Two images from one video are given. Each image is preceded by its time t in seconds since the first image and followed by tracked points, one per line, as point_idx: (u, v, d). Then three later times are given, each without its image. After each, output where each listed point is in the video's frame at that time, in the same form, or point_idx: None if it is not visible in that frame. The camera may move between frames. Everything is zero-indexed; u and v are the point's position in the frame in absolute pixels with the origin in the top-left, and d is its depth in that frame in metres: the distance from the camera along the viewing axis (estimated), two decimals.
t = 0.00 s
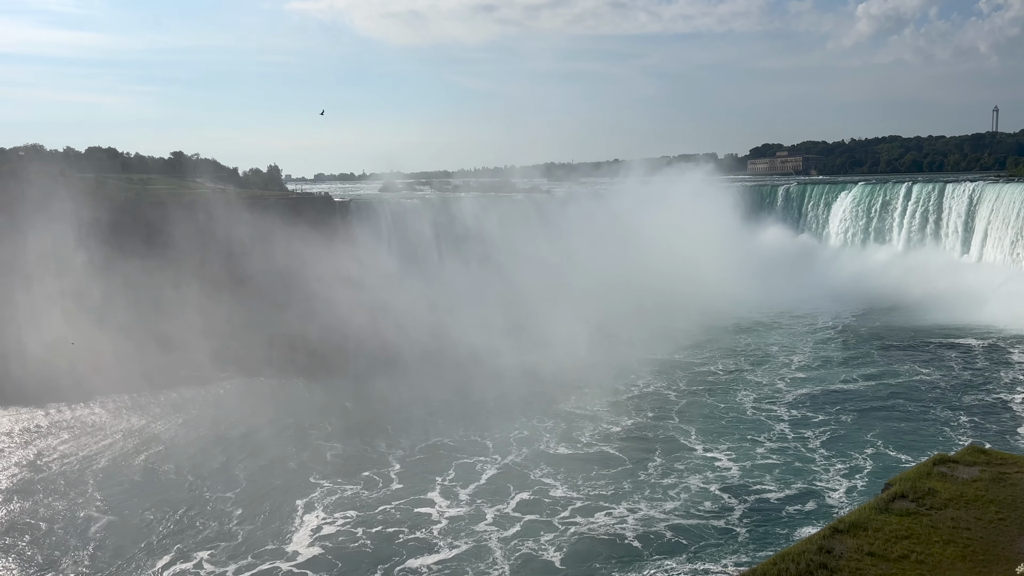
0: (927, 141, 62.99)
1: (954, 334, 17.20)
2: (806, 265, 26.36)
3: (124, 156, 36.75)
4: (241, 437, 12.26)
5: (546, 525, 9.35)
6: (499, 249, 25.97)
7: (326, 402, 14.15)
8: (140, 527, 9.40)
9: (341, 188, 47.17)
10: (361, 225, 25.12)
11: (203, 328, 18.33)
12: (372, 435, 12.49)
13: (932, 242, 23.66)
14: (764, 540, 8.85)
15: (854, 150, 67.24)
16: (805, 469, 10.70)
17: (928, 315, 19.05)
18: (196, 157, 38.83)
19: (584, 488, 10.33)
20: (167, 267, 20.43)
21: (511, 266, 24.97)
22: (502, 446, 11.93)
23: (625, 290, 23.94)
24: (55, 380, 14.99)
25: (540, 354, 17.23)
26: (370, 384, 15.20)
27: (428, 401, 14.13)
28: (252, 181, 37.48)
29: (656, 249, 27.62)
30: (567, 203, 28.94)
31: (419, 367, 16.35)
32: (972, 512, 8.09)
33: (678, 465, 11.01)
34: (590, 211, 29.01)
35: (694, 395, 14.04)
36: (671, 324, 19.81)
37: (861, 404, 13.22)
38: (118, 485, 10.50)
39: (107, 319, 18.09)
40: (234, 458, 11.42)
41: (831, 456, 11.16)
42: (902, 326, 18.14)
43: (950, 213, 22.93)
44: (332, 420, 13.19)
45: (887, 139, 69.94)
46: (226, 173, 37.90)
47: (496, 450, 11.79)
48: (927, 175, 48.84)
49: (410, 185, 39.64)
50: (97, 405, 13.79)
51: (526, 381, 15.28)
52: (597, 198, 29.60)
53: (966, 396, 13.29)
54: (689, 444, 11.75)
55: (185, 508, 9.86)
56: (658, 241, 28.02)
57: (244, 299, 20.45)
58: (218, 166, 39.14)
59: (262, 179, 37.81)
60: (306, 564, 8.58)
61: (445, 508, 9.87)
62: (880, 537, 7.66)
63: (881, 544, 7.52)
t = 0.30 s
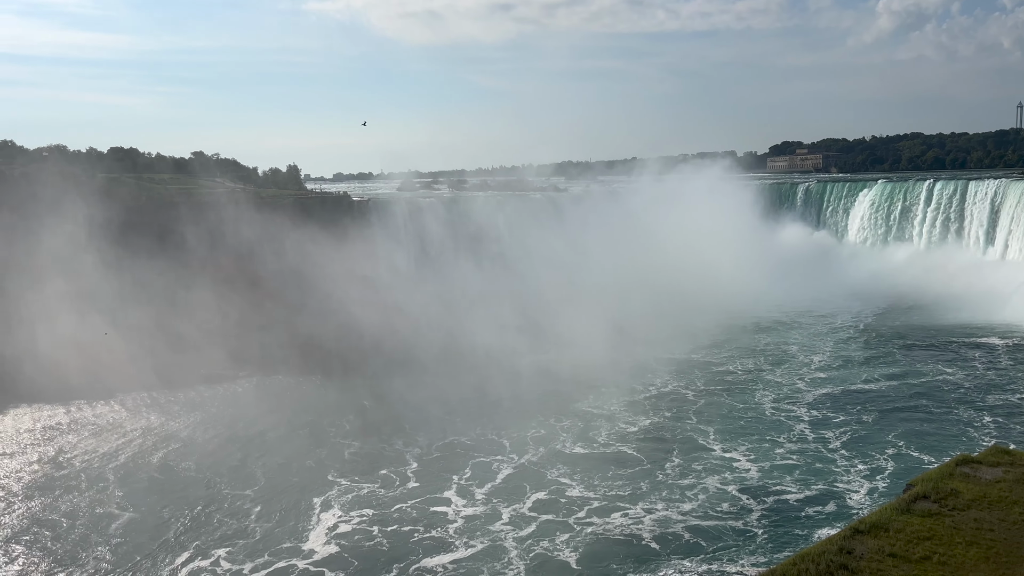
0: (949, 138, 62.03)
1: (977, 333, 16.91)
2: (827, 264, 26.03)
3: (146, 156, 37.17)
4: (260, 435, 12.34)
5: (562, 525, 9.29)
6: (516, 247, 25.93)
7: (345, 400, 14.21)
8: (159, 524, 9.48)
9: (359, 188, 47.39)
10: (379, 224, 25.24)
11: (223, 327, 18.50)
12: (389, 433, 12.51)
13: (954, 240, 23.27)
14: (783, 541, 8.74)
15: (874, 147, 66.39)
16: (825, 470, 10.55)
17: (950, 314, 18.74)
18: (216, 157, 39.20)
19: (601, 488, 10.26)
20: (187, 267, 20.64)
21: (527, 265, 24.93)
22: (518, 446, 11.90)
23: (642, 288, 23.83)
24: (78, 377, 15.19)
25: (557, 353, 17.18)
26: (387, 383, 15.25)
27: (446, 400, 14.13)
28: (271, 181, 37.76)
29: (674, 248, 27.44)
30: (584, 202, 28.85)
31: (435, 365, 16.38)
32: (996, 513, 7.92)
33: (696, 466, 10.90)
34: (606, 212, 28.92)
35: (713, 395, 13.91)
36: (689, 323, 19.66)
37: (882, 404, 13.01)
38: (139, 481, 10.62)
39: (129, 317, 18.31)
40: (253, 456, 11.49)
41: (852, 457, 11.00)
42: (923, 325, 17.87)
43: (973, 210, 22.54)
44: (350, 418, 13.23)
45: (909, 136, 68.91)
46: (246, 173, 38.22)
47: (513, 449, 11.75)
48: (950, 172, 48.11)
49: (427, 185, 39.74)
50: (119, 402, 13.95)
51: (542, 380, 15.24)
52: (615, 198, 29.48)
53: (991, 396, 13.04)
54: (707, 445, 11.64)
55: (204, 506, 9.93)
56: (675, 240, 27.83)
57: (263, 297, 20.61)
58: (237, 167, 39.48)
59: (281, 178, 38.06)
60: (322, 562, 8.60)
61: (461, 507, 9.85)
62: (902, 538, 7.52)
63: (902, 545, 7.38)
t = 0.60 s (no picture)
0: (970, 136, 61.11)
1: (999, 332, 16.61)
2: (845, 263, 25.71)
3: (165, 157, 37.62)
4: (277, 435, 12.40)
5: (577, 526, 9.23)
6: (531, 247, 25.87)
7: (361, 400, 14.24)
8: (176, 523, 9.53)
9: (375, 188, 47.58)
10: (395, 224, 25.32)
11: (240, 328, 18.63)
12: (405, 433, 12.52)
13: (975, 238, 22.91)
14: (800, 543, 8.62)
15: (893, 145, 65.56)
16: (844, 472, 10.39)
17: (970, 313, 18.45)
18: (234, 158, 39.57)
19: (615, 489, 10.18)
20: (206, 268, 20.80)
21: (542, 265, 24.87)
22: (534, 446, 11.86)
23: (657, 288, 23.70)
24: (97, 377, 15.35)
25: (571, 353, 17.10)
26: (402, 382, 15.28)
27: (461, 400, 14.11)
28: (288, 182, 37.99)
29: (689, 248, 27.23)
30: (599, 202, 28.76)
31: (449, 365, 16.38)
32: (1018, 515, 7.75)
33: (712, 467, 10.79)
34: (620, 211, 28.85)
35: (729, 396, 13.77)
36: (705, 323, 19.49)
37: (902, 405, 12.81)
38: (156, 480, 10.70)
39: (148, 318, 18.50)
40: (270, 456, 11.54)
41: (871, 458, 10.84)
42: (943, 325, 17.59)
43: (994, 208, 22.18)
44: (366, 418, 13.26)
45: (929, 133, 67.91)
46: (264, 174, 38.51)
47: (527, 449, 11.71)
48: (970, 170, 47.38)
49: (442, 184, 39.81)
50: (137, 402, 14.08)
51: (557, 381, 15.17)
52: (629, 197, 29.35)
53: (1013, 396, 12.80)
54: (723, 446, 11.52)
55: (221, 505, 9.98)
56: (691, 239, 27.65)
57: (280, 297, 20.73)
58: (255, 168, 39.78)
59: (298, 178, 38.33)
60: (336, 562, 8.60)
61: (476, 508, 9.82)
62: (921, 539, 7.38)
63: (922, 546, 7.24)
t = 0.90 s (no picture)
0: (987, 134, 60.38)
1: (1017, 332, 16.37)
2: (859, 262, 25.48)
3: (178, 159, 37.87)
4: (290, 435, 12.44)
5: (588, 528, 9.17)
6: (542, 248, 25.84)
7: (373, 401, 14.26)
8: (189, 524, 9.58)
9: (387, 189, 47.65)
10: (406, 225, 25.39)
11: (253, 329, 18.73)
12: (418, 433, 12.52)
13: (991, 237, 22.61)
14: (814, 545, 8.52)
15: (908, 143, 64.93)
16: (859, 474, 10.27)
17: (988, 313, 18.20)
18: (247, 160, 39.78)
19: (627, 491, 10.12)
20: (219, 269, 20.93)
21: (553, 266, 24.83)
22: (546, 446, 11.83)
23: (669, 288, 23.58)
24: (112, 378, 15.47)
25: (583, 354, 17.04)
26: (414, 383, 15.29)
27: (473, 400, 14.10)
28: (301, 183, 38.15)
29: (702, 248, 27.10)
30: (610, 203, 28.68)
31: (461, 365, 16.37)
32: None
33: (725, 469, 10.69)
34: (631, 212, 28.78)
35: (742, 397, 13.65)
36: (718, 323, 19.37)
37: (918, 406, 12.64)
38: (171, 480, 10.76)
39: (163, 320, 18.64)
40: (283, 456, 11.58)
41: (886, 460, 10.70)
42: (961, 325, 17.36)
43: (1011, 206, 21.88)
44: (379, 418, 13.28)
45: (946, 131, 67.11)
46: (276, 176, 38.70)
47: (539, 450, 11.67)
48: (987, 168, 46.81)
49: (454, 185, 39.83)
50: (152, 403, 14.18)
51: (568, 382, 15.12)
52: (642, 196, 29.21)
53: None
54: (737, 448, 11.41)
55: (234, 506, 10.01)
56: (703, 239, 27.50)
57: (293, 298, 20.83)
58: (268, 169, 39.97)
59: (311, 179, 38.48)
60: (347, 563, 8.60)
61: (486, 509, 9.78)
62: (937, 541, 7.26)
63: (938, 548, 7.12)
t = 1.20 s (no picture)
0: (1001, 132, 59.78)
1: None
2: (872, 262, 25.26)
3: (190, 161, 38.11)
4: (301, 436, 12.48)
5: (597, 530, 9.11)
6: (552, 249, 25.81)
7: (384, 402, 14.28)
8: (200, 524, 9.61)
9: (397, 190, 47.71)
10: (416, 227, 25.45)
11: (264, 330, 18.79)
12: (428, 435, 12.51)
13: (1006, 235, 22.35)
14: (826, 548, 8.43)
15: (921, 142, 64.39)
16: (872, 476, 10.16)
17: (1003, 312, 17.99)
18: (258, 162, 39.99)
19: (637, 493, 10.05)
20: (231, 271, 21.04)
21: (563, 267, 24.79)
22: (555, 448, 11.79)
23: (678, 289, 23.46)
24: (123, 379, 15.58)
25: (593, 355, 16.97)
26: (424, 384, 15.29)
27: (483, 401, 14.08)
28: (312, 185, 38.30)
29: (712, 248, 26.97)
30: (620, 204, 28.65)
31: (470, 366, 16.36)
32: None
33: (736, 471, 10.60)
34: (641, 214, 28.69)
35: (754, 398, 13.54)
36: (728, 323, 19.25)
37: (933, 407, 12.49)
38: (182, 481, 10.81)
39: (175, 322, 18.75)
40: (293, 458, 11.61)
41: (900, 461, 10.58)
42: (975, 324, 17.16)
43: None
44: (389, 419, 13.30)
45: (958, 129, 66.46)
46: (287, 178, 38.88)
47: (549, 451, 11.63)
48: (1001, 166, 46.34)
49: (464, 186, 39.83)
50: (164, 404, 14.26)
51: (578, 383, 15.08)
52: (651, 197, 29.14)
53: None
54: (748, 450, 11.31)
55: (244, 507, 10.04)
56: (714, 239, 27.37)
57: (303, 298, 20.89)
58: (279, 171, 40.14)
59: (321, 182, 38.59)
60: (355, 564, 8.59)
61: (496, 511, 9.75)
62: (951, 542, 7.15)
63: (952, 549, 7.01)
